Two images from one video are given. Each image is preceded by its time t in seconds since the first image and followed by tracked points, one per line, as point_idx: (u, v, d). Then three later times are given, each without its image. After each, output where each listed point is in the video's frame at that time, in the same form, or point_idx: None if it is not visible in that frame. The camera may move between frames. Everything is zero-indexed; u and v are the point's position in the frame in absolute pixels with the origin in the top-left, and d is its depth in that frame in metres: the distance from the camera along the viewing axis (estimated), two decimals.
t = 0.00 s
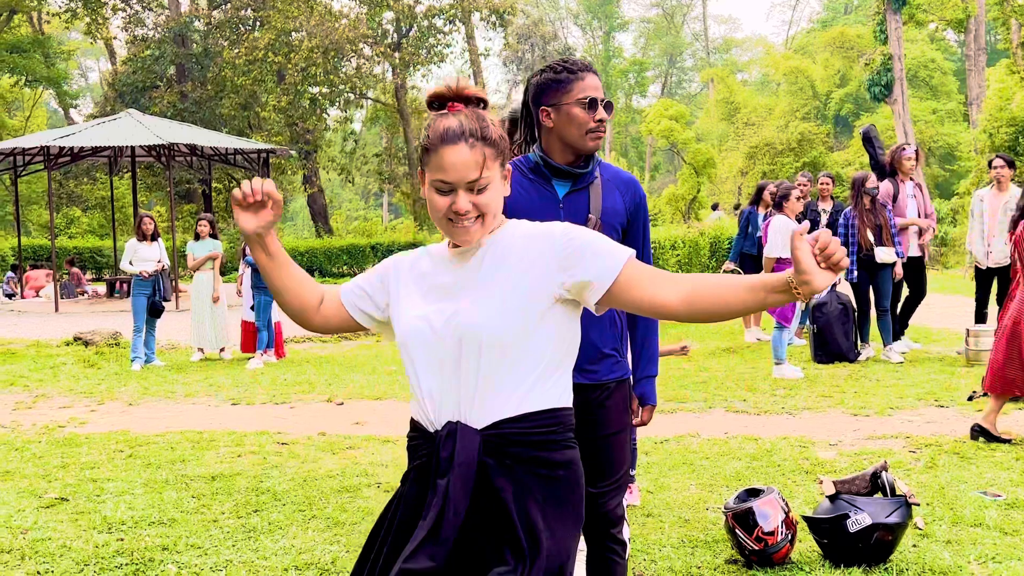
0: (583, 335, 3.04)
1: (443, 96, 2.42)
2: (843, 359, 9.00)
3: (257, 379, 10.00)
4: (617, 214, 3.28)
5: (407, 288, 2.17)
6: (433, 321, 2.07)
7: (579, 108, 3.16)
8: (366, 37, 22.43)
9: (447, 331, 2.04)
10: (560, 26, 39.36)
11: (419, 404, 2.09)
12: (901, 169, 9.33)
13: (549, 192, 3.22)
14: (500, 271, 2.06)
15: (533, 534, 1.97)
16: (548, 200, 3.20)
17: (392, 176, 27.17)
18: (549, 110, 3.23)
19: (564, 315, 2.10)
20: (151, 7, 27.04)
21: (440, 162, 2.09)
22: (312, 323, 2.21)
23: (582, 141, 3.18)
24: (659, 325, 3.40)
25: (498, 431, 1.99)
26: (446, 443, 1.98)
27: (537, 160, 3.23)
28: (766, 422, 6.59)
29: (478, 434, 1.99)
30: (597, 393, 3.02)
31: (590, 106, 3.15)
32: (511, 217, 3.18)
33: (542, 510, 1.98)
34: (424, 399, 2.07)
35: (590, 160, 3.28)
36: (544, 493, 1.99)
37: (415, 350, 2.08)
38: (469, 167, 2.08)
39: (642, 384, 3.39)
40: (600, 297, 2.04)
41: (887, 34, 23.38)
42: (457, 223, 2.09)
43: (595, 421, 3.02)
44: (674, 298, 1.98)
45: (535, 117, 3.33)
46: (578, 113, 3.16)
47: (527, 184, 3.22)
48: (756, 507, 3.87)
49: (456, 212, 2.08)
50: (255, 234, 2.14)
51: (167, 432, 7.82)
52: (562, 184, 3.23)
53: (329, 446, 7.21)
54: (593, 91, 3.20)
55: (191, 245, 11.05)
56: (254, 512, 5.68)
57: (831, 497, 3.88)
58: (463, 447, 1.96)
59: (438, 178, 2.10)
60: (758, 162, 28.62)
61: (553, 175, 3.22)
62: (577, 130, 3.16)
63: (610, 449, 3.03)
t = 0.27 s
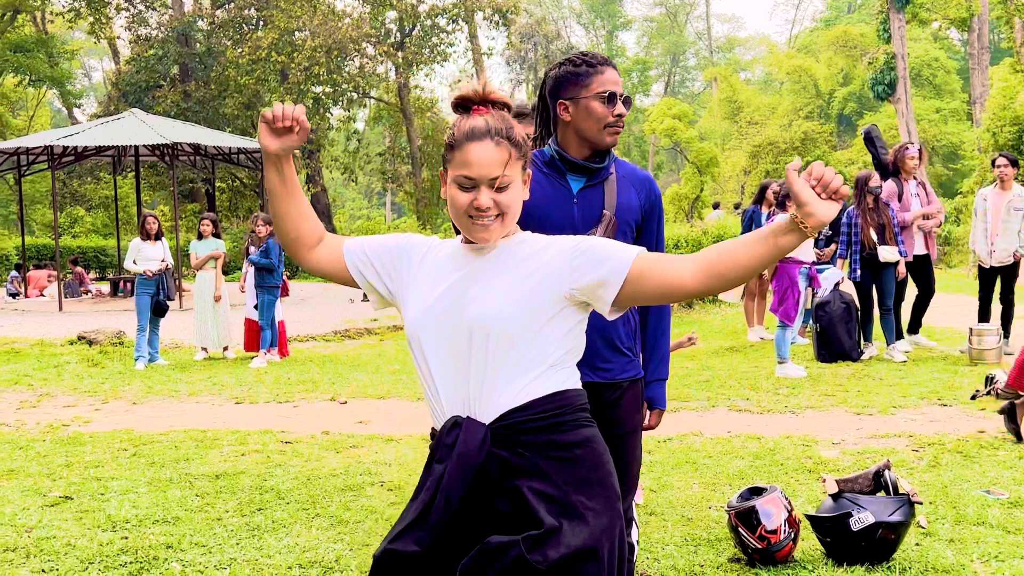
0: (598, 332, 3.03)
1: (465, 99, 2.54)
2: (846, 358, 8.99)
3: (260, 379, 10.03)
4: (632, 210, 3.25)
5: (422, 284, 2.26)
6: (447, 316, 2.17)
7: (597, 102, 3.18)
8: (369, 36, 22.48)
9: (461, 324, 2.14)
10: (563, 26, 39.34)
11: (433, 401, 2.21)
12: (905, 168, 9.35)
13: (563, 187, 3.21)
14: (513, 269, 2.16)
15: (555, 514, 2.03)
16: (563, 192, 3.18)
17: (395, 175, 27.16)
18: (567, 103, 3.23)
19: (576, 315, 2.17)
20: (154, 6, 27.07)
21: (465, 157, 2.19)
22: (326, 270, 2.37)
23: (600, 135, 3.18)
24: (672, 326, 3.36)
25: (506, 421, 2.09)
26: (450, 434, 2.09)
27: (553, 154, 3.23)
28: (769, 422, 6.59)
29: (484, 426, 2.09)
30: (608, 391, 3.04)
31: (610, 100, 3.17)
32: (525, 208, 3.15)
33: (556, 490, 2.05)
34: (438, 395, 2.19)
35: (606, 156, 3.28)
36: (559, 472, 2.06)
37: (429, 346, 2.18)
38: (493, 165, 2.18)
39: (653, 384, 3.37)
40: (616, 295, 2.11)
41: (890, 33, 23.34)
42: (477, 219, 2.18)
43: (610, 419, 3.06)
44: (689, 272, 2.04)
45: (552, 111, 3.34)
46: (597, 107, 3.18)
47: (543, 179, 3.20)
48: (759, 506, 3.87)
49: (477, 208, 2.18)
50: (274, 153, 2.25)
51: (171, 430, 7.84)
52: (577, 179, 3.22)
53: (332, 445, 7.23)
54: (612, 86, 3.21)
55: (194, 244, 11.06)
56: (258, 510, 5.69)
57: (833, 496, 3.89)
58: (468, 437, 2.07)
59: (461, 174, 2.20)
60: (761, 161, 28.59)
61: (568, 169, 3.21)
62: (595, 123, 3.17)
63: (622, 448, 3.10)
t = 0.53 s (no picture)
0: (614, 332, 2.92)
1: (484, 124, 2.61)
2: (848, 358, 8.98)
3: (264, 378, 10.05)
4: (646, 209, 3.07)
5: (438, 306, 2.17)
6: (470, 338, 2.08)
7: (612, 101, 2.99)
8: (373, 36, 22.46)
9: (482, 342, 2.06)
10: (567, 26, 39.35)
11: (452, 434, 2.10)
12: (909, 168, 9.34)
13: (576, 184, 3.05)
14: (532, 286, 2.11)
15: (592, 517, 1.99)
16: (576, 190, 3.03)
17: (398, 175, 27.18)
18: (580, 101, 3.04)
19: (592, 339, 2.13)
20: (158, 7, 27.13)
21: (479, 173, 2.15)
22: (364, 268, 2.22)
23: (614, 135, 3.00)
24: (686, 330, 3.22)
25: (538, 439, 2.02)
26: (485, 457, 2.00)
27: (565, 152, 3.07)
28: (771, 421, 6.59)
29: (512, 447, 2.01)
30: (623, 394, 2.94)
31: (625, 99, 2.98)
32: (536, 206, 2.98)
33: (592, 498, 2.00)
34: (459, 421, 2.07)
35: (620, 156, 3.10)
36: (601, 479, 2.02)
37: (448, 370, 2.08)
38: (507, 181, 2.13)
39: (666, 388, 3.13)
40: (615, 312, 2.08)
41: (894, 32, 23.32)
42: (492, 236, 2.13)
43: (626, 421, 2.96)
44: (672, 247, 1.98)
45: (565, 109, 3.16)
46: (612, 106, 2.99)
47: (556, 179, 3.04)
48: (761, 505, 3.88)
49: (492, 225, 2.13)
50: (301, 103, 2.24)
51: (174, 430, 7.86)
52: (590, 176, 3.06)
53: (335, 444, 7.24)
54: (628, 84, 3.02)
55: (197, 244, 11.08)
56: (261, 509, 5.71)
57: (835, 495, 3.89)
58: (501, 462, 1.98)
59: (476, 192, 2.15)
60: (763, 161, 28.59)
61: (581, 167, 3.05)
62: (609, 123, 2.99)
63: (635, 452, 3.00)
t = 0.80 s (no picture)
0: (619, 334, 2.90)
1: (488, 114, 2.52)
2: (849, 358, 8.99)
3: (266, 378, 10.06)
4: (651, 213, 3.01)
5: (451, 286, 2.14)
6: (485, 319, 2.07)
7: (618, 104, 2.94)
8: (375, 37, 22.42)
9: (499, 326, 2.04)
10: (569, 26, 39.36)
11: (466, 419, 2.06)
12: (912, 170, 9.32)
13: (583, 187, 3.03)
14: (544, 271, 2.10)
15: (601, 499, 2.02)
16: (581, 192, 3.01)
17: (400, 176, 27.20)
18: (587, 103, 3.00)
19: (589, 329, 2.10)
20: (160, 7, 27.18)
21: (483, 159, 2.13)
22: (385, 263, 2.16)
23: (621, 139, 2.97)
24: (697, 332, 3.06)
25: (555, 423, 2.02)
26: (508, 442, 1.97)
27: (571, 155, 3.04)
28: (771, 421, 6.60)
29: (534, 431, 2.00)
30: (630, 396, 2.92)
31: (631, 102, 2.92)
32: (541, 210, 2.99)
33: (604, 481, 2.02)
34: (474, 402, 2.04)
35: (629, 158, 3.05)
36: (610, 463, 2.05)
37: (462, 353, 2.06)
38: (509, 164, 2.11)
39: (675, 392, 2.97)
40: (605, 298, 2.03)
41: (895, 33, 23.30)
42: (496, 219, 2.11)
43: (633, 424, 2.93)
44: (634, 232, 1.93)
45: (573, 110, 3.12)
46: (618, 109, 2.94)
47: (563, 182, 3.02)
48: (760, 505, 3.89)
49: (495, 207, 2.11)
50: (316, 95, 2.12)
51: (176, 430, 7.88)
52: (596, 179, 3.03)
53: (337, 444, 7.26)
54: (635, 87, 2.96)
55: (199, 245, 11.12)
56: (262, 509, 5.72)
57: (835, 495, 3.90)
58: (526, 445, 1.96)
59: (480, 175, 2.12)
60: (765, 161, 28.59)
61: (587, 170, 3.02)
62: (615, 126, 2.96)
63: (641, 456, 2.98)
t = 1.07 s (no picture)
0: (623, 336, 2.87)
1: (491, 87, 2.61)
2: (851, 359, 8.99)
3: (268, 379, 10.08)
4: (658, 214, 2.96)
5: (457, 257, 2.14)
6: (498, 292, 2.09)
7: (624, 108, 2.91)
8: (378, 38, 22.42)
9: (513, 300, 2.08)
10: (573, 27, 39.36)
11: (475, 386, 2.08)
12: (918, 171, 9.30)
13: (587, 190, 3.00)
14: (547, 243, 2.16)
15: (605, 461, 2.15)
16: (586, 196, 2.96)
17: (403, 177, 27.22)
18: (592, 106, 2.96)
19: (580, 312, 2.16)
20: (165, 9, 27.25)
21: (481, 128, 2.12)
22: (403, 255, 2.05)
23: (626, 141, 2.94)
24: (711, 333, 3.04)
25: (563, 394, 2.12)
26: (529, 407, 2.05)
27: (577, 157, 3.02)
28: (772, 422, 6.60)
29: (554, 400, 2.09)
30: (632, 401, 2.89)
31: (637, 106, 2.89)
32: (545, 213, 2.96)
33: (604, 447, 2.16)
34: (489, 372, 2.07)
35: (635, 159, 3.00)
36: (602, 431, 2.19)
37: (475, 322, 2.08)
38: (508, 129, 2.09)
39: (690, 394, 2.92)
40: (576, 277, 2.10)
41: (899, 34, 23.27)
42: (498, 186, 2.11)
43: (640, 427, 2.89)
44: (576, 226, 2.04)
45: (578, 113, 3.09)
46: (624, 113, 2.91)
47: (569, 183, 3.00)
48: (760, 505, 3.89)
49: (495, 173, 2.10)
50: (375, 119, 1.93)
51: (179, 430, 7.90)
52: (601, 182, 2.99)
53: (338, 444, 7.27)
54: (641, 90, 2.93)
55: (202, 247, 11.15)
56: (264, 509, 5.73)
57: (834, 495, 3.90)
58: (546, 411, 2.06)
59: (479, 143, 2.11)
60: (769, 162, 28.57)
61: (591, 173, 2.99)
62: (620, 130, 2.92)
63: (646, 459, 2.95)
